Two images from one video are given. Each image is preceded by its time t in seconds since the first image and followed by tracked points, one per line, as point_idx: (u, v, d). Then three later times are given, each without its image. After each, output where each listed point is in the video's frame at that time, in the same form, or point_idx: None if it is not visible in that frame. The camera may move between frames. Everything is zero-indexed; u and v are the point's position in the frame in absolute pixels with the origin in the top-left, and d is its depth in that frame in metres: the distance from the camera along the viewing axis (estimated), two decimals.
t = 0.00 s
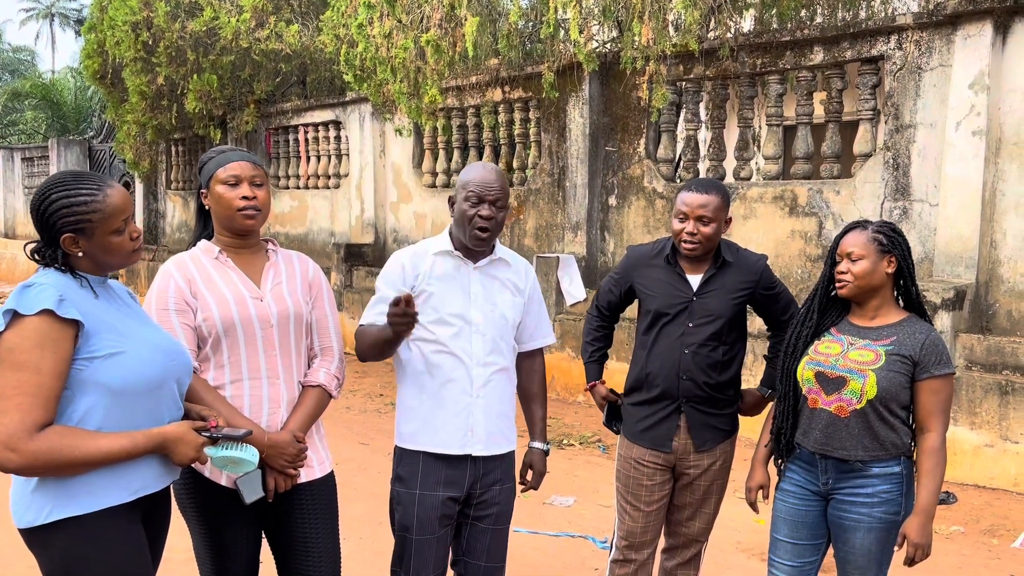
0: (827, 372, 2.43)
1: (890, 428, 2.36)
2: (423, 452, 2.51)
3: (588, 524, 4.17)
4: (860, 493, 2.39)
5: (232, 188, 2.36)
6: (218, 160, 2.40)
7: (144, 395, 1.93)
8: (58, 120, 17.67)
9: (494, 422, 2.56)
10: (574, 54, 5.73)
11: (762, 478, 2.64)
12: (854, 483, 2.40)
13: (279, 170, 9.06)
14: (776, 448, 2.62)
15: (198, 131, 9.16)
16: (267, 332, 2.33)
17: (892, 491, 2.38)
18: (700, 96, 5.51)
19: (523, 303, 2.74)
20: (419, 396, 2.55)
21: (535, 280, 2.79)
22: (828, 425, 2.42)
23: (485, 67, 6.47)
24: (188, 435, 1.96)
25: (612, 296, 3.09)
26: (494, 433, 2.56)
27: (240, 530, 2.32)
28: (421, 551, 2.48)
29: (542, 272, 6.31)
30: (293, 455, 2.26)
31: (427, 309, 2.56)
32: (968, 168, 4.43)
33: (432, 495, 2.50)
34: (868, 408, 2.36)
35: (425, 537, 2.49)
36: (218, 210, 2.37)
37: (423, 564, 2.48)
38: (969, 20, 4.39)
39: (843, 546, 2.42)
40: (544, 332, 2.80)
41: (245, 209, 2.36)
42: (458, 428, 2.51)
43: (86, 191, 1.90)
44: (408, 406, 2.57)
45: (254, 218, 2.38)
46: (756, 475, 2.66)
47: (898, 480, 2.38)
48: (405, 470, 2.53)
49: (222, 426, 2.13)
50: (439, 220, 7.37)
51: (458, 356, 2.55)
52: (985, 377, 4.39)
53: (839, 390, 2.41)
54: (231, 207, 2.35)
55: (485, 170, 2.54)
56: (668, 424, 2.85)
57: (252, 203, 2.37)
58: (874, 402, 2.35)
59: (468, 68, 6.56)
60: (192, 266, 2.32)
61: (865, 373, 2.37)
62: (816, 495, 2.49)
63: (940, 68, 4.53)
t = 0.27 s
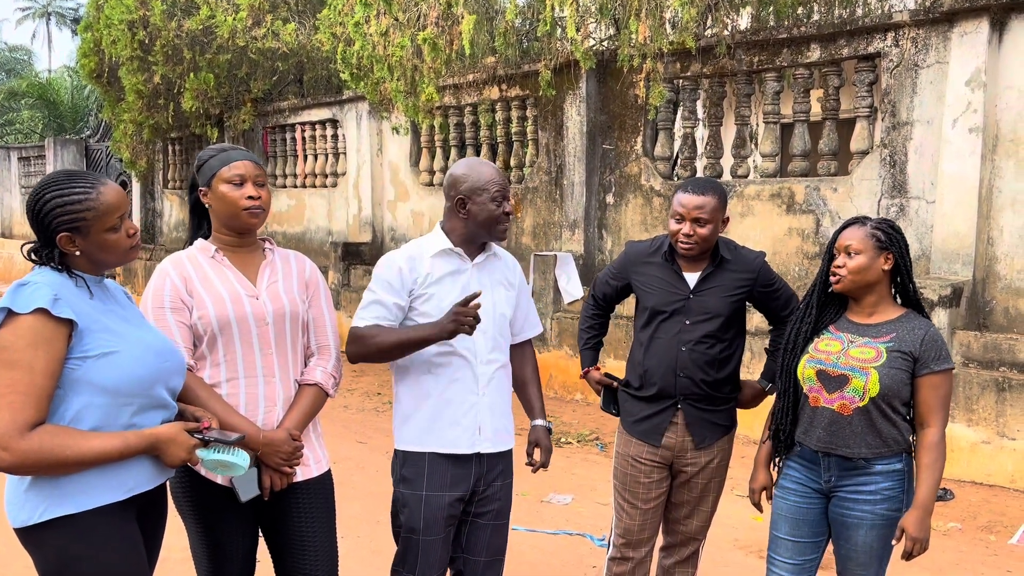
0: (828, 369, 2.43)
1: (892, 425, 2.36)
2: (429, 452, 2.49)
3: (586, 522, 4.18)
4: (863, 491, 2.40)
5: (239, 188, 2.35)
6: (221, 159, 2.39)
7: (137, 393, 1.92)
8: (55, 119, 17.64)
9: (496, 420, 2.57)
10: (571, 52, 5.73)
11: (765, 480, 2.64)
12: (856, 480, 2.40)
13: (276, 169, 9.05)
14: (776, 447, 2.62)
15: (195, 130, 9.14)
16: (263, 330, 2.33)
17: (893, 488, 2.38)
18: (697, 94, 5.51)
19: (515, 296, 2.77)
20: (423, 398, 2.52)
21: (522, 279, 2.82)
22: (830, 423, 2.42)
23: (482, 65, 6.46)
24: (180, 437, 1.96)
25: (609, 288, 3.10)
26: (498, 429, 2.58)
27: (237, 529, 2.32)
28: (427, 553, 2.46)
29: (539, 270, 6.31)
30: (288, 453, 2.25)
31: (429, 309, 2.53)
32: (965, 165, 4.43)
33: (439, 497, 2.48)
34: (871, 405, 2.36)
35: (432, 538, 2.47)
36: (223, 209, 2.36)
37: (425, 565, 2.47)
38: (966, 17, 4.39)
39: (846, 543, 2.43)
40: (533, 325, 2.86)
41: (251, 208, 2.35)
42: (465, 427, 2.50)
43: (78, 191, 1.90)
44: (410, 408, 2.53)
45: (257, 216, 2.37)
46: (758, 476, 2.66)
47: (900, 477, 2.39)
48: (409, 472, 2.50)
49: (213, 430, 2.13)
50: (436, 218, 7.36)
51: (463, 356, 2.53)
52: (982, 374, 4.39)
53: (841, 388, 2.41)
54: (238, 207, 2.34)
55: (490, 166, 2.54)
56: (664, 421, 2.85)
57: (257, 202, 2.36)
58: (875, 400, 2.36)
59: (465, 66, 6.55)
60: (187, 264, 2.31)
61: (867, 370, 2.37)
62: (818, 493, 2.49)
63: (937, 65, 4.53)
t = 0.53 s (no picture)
0: (827, 367, 2.43)
1: (891, 422, 2.37)
2: (438, 451, 2.48)
3: (583, 520, 4.18)
4: (861, 489, 2.40)
5: (249, 187, 2.35)
6: (229, 159, 2.36)
7: (134, 392, 1.92)
8: (52, 119, 17.62)
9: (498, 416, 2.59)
10: (569, 50, 5.73)
11: (756, 479, 2.63)
12: (855, 478, 2.41)
13: (273, 168, 9.04)
14: (773, 445, 2.60)
15: (192, 129, 9.14)
16: (258, 329, 2.33)
17: (891, 485, 2.39)
18: (694, 92, 5.51)
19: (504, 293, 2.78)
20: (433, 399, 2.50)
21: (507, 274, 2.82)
22: (830, 422, 2.42)
23: (479, 63, 6.46)
24: (178, 435, 1.95)
25: (607, 291, 3.09)
26: (500, 423, 2.60)
27: (234, 527, 2.32)
28: (434, 553, 2.46)
29: (537, 269, 6.31)
30: (284, 452, 2.24)
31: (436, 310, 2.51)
32: (961, 162, 4.43)
33: (448, 497, 2.48)
34: (871, 403, 2.36)
35: (439, 538, 2.47)
36: (230, 207, 2.35)
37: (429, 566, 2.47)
38: (963, 14, 4.39)
39: (844, 541, 2.43)
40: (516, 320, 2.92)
41: (262, 208, 2.38)
42: (471, 425, 2.51)
43: (76, 187, 1.90)
44: (418, 409, 2.50)
45: (267, 216, 2.40)
46: (750, 475, 2.65)
47: (898, 474, 2.39)
48: (417, 474, 2.48)
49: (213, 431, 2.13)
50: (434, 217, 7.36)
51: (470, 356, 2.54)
52: (979, 371, 4.40)
53: (840, 385, 2.40)
54: (248, 207, 2.35)
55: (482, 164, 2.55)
56: (660, 420, 2.86)
57: (266, 202, 2.39)
58: (875, 396, 2.36)
59: (462, 64, 6.55)
60: (183, 264, 2.31)
61: (866, 367, 2.37)
62: (814, 492, 2.49)
63: (934, 62, 4.54)
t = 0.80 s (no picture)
0: (822, 365, 2.43)
1: (885, 420, 2.37)
2: (436, 452, 2.48)
3: (582, 518, 4.18)
4: (856, 487, 2.40)
5: (246, 187, 2.35)
6: (227, 158, 2.36)
7: (133, 392, 1.92)
8: (50, 118, 17.60)
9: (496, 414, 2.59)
10: (566, 48, 5.73)
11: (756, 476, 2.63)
12: (850, 476, 2.40)
13: (271, 167, 9.04)
14: (769, 445, 2.60)
15: (190, 128, 9.13)
16: (257, 329, 2.33)
17: (887, 483, 2.39)
18: (692, 90, 5.51)
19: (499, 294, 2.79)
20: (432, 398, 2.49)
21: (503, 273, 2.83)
22: (825, 420, 2.42)
23: (477, 62, 6.45)
24: (175, 437, 1.95)
25: (608, 297, 3.08)
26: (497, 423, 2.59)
27: (234, 527, 2.32)
28: (431, 553, 2.46)
29: (535, 267, 6.30)
30: (285, 452, 2.25)
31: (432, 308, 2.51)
32: (958, 160, 4.43)
33: (445, 497, 2.48)
34: (865, 401, 2.37)
35: (437, 539, 2.47)
36: (229, 207, 2.35)
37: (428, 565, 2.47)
38: (960, 11, 4.39)
39: (840, 539, 2.43)
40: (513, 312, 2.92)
41: (259, 209, 2.38)
42: (468, 425, 2.51)
43: (79, 186, 1.90)
44: (416, 410, 2.50)
45: (264, 217, 2.40)
46: (749, 472, 2.65)
47: (893, 472, 2.39)
48: (414, 475, 2.48)
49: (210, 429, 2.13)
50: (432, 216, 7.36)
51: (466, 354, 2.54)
52: (977, 368, 4.40)
53: (835, 384, 2.41)
54: (246, 206, 2.35)
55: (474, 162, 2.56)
56: (659, 419, 2.86)
57: (264, 202, 2.39)
58: (870, 395, 2.36)
59: (459, 63, 6.54)
60: (180, 264, 2.30)
61: (860, 365, 2.37)
62: (810, 489, 2.49)
63: (931, 60, 4.54)
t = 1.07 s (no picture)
0: (817, 363, 2.43)
1: (881, 418, 2.37)
2: (433, 451, 2.48)
3: (582, 517, 4.19)
4: (853, 485, 2.40)
5: (250, 187, 2.35)
6: (231, 157, 2.36)
7: (136, 392, 1.92)
8: (49, 118, 17.60)
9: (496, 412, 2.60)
10: (565, 47, 5.73)
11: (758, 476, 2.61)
12: (848, 474, 2.41)
13: (270, 166, 9.03)
14: (767, 443, 2.61)
15: (189, 128, 9.13)
16: (261, 329, 2.33)
17: (884, 481, 2.39)
18: (691, 88, 5.51)
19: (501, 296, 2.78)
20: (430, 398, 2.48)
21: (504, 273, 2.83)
22: (821, 418, 2.43)
23: (476, 61, 6.45)
24: (180, 434, 1.95)
25: (607, 298, 3.06)
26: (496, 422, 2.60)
27: (236, 526, 2.32)
28: (429, 551, 2.46)
29: (535, 266, 6.30)
30: (291, 451, 2.26)
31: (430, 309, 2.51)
32: (958, 158, 4.43)
33: (444, 496, 2.48)
34: (861, 398, 2.37)
35: (434, 537, 2.47)
36: (231, 207, 2.34)
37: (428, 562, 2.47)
38: (959, 9, 4.38)
39: (838, 537, 2.43)
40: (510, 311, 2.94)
41: (263, 208, 2.39)
42: (466, 424, 2.51)
43: (81, 187, 1.90)
44: (414, 408, 2.49)
45: (267, 217, 2.41)
46: (750, 472, 2.63)
47: (891, 470, 2.40)
48: (412, 473, 2.48)
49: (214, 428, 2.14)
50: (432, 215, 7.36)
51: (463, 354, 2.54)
52: (976, 366, 4.41)
53: (830, 381, 2.41)
54: (249, 206, 2.35)
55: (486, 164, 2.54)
56: (659, 416, 2.86)
57: (267, 202, 2.40)
58: (865, 392, 2.36)
59: (459, 62, 6.54)
60: (182, 263, 2.30)
61: (855, 363, 2.37)
62: (808, 488, 2.49)
63: (930, 58, 4.54)
